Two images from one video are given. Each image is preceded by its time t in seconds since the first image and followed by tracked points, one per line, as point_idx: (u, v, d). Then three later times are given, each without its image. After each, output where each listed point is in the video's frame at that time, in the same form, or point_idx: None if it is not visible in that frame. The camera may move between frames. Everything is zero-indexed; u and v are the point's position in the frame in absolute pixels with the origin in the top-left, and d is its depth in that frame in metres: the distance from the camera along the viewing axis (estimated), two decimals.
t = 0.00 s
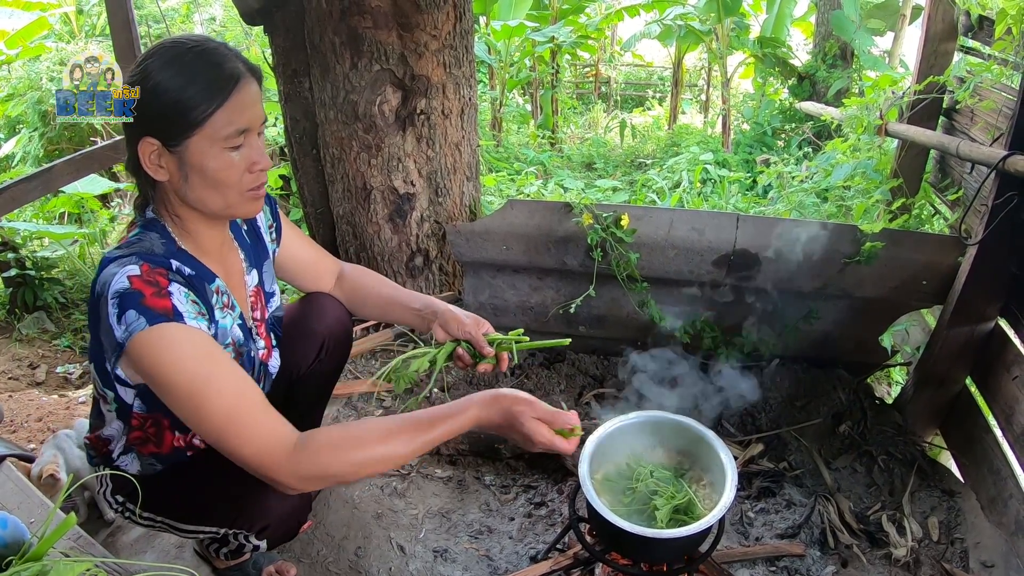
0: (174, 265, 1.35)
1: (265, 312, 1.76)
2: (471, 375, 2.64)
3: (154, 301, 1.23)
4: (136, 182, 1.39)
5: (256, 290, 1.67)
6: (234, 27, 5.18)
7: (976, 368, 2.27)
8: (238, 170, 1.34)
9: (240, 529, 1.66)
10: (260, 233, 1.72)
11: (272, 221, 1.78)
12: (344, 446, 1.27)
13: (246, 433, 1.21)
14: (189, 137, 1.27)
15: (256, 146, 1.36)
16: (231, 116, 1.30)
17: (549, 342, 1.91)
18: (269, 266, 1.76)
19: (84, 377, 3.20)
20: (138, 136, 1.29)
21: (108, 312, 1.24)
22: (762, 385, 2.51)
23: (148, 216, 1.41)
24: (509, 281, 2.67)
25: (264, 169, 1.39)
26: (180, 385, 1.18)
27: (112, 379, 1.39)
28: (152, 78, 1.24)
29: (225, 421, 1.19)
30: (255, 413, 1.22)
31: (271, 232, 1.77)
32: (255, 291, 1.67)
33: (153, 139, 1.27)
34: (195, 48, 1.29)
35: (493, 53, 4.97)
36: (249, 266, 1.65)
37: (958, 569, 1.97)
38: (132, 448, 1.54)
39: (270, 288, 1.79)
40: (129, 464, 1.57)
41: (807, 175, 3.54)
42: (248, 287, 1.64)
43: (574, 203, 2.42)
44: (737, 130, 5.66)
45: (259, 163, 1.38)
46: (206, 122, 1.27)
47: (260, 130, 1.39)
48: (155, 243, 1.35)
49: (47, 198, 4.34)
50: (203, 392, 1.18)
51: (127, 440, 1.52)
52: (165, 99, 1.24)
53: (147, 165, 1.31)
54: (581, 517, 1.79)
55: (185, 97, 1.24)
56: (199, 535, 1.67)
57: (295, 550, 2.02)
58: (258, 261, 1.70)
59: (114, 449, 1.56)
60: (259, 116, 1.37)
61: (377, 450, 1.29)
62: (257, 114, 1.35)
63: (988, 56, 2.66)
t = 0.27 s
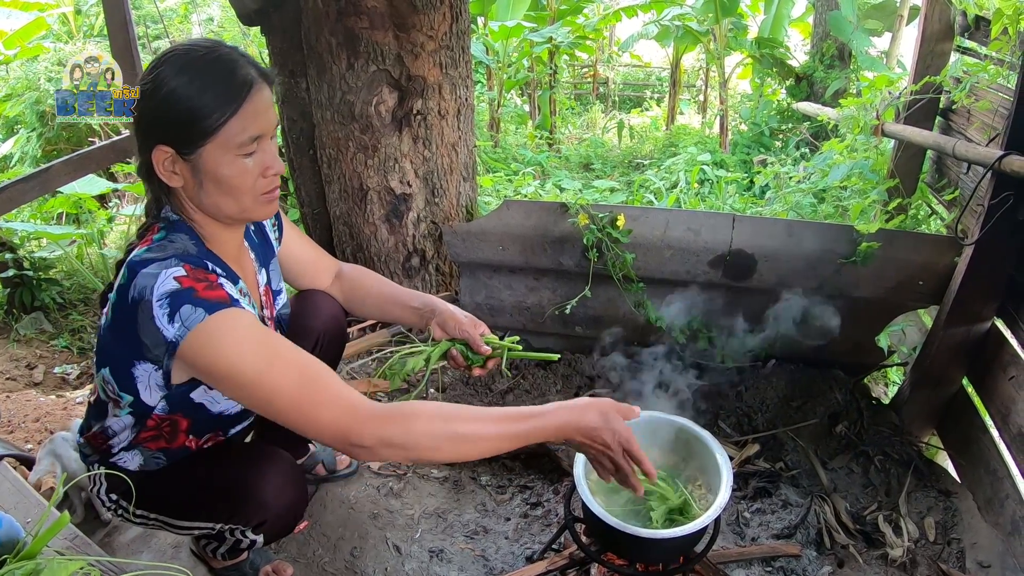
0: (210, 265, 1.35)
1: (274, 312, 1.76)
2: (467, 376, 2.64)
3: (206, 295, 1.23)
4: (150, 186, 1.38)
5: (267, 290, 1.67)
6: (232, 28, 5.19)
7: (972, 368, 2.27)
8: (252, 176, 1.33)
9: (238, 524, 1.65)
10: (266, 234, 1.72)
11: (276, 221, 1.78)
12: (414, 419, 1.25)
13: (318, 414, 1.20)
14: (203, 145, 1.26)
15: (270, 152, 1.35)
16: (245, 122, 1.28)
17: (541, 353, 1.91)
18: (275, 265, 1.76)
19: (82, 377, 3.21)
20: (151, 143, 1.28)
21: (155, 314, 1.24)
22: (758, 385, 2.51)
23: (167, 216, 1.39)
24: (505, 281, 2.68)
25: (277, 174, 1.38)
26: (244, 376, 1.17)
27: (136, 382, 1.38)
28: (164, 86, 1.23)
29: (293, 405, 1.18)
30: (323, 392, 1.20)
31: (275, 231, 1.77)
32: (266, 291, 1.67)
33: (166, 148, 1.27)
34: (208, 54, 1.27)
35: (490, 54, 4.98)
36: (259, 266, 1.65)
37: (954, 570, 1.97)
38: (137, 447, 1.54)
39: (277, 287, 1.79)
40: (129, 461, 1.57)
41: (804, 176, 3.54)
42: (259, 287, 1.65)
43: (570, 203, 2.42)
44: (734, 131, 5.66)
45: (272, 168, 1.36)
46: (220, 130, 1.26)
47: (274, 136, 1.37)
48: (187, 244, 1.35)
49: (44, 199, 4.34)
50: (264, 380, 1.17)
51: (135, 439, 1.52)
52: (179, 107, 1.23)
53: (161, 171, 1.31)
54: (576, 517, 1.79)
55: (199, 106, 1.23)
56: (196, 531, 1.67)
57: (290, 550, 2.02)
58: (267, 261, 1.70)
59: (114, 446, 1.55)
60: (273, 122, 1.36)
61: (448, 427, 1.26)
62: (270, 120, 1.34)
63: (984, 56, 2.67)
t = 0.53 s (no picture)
0: (196, 273, 1.33)
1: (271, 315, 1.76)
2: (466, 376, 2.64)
3: (183, 307, 1.21)
4: (154, 187, 1.37)
5: (264, 294, 1.67)
6: (231, 29, 5.19)
7: (970, 368, 2.27)
8: (258, 181, 1.33)
9: (240, 521, 1.66)
10: (265, 238, 1.72)
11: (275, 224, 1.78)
12: (363, 448, 1.26)
13: (261, 445, 1.18)
14: (211, 147, 1.25)
15: (277, 157, 1.35)
16: (254, 126, 1.29)
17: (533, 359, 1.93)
18: (274, 270, 1.76)
19: (80, 378, 3.21)
20: (159, 143, 1.27)
21: (132, 320, 1.22)
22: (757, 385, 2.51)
23: (162, 220, 1.40)
24: (503, 282, 2.68)
25: (282, 180, 1.38)
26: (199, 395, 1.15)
27: (124, 387, 1.38)
28: (174, 87, 1.23)
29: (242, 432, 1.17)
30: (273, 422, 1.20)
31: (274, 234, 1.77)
32: (263, 295, 1.68)
33: (174, 148, 1.26)
34: (219, 58, 1.27)
35: (488, 55, 4.98)
36: (257, 271, 1.65)
37: (952, 569, 1.97)
38: (137, 449, 1.52)
39: (276, 291, 1.79)
40: (130, 462, 1.56)
41: (802, 176, 3.54)
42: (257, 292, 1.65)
43: (568, 204, 2.42)
44: (732, 131, 5.67)
45: (278, 174, 1.36)
46: (228, 133, 1.26)
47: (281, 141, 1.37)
48: (176, 250, 1.33)
49: (42, 199, 4.33)
50: (222, 398, 1.15)
51: (132, 442, 1.51)
52: (188, 110, 1.22)
53: (166, 172, 1.29)
54: (575, 518, 1.79)
55: (208, 109, 1.23)
56: (197, 530, 1.68)
57: (289, 550, 2.02)
58: (265, 265, 1.70)
59: (114, 448, 1.54)
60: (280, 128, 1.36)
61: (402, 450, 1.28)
62: (278, 126, 1.34)
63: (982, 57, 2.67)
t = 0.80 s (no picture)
0: (183, 269, 1.32)
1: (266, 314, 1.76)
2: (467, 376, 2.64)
3: (167, 302, 1.21)
4: (143, 184, 1.37)
5: (258, 292, 1.67)
6: (231, 28, 5.19)
7: (971, 367, 2.27)
8: (246, 175, 1.32)
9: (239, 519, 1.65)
10: (260, 236, 1.71)
11: (270, 222, 1.78)
12: (330, 472, 1.26)
13: (229, 452, 1.17)
14: (198, 141, 1.25)
15: (265, 150, 1.35)
16: (241, 119, 1.28)
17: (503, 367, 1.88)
18: (269, 268, 1.77)
19: (80, 378, 3.20)
20: (146, 138, 1.26)
21: (118, 315, 1.22)
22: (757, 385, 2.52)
23: (152, 217, 1.39)
24: (505, 281, 2.67)
25: (271, 174, 1.37)
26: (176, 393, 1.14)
27: (118, 384, 1.38)
28: (160, 82, 1.22)
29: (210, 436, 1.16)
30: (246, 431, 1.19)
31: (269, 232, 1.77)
32: (257, 293, 1.67)
33: (161, 143, 1.25)
34: (205, 52, 1.27)
35: (489, 55, 4.99)
36: (251, 268, 1.64)
37: (954, 569, 1.97)
38: (136, 449, 1.52)
39: (270, 289, 1.80)
40: (130, 464, 1.55)
41: (803, 176, 3.54)
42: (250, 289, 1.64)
43: (570, 203, 2.42)
44: (733, 131, 5.67)
45: (267, 168, 1.36)
46: (215, 126, 1.25)
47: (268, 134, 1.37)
48: (164, 245, 1.33)
49: (42, 200, 4.32)
50: (198, 397, 1.15)
51: (131, 443, 1.51)
52: (173, 103, 1.22)
53: (155, 167, 1.29)
54: (577, 517, 1.78)
55: (194, 102, 1.23)
56: (197, 530, 1.67)
57: (291, 550, 2.01)
58: (258, 264, 1.70)
59: (113, 451, 1.54)
60: (267, 121, 1.36)
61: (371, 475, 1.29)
62: (266, 119, 1.34)
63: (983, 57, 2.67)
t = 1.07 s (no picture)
0: (179, 274, 1.33)
1: (264, 314, 1.76)
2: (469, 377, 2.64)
3: (164, 317, 1.22)
4: (142, 182, 1.36)
5: (256, 293, 1.67)
6: (232, 28, 5.19)
7: (973, 368, 2.27)
8: (246, 176, 1.33)
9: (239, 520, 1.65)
10: (258, 237, 1.72)
11: (269, 222, 1.78)
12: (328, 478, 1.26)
13: (227, 465, 1.19)
14: (201, 142, 1.25)
15: (266, 154, 1.36)
16: (244, 121, 1.29)
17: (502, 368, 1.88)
18: (267, 269, 1.77)
19: (82, 378, 3.20)
20: (147, 138, 1.26)
21: (114, 322, 1.22)
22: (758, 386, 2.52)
23: (149, 219, 1.39)
24: (507, 282, 2.68)
25: (271, 177, 1.38)
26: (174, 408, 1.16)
27: (116, 387, 1.38)
28: (164, 82, 1.23)
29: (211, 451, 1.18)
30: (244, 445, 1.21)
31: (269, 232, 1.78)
32: (255, 293, 1.67)
33: (163, 141, 1.25)
34: (210, 54, 1.28)
35: (491, 55, 4.99)
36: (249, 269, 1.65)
37: (955, 570, 1.97)
38: (136, 451, 1.52)
39: (268, 290, 1.80)
40: (130, 466, 1.55)
41: (805, 177, 3.54)
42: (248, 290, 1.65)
43: (572, 204, 2.42)
44: (734, 132, 5.68)
45: (266, 171, 1.37)
46: (218, 127, 1.25)
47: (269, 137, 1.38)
48: (160, 249, 1.33)
49: (44, 200, 4.33)
50: (196, 416, 1.16)
51: (130, 446, 1.51)
52: (177, 104, 1.22)
53: (155, 166, 1.28)
54: (579, 518, 1.78)
55: (197, 103, 1.23)
56: (198, 531, 1.68)
57: (293, 551, 2.01)
58: (256, 264, 1.70)
59: (113, 453, 1.54)
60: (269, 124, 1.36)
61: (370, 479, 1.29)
62: (267, 121, 1.35)
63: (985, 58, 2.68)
